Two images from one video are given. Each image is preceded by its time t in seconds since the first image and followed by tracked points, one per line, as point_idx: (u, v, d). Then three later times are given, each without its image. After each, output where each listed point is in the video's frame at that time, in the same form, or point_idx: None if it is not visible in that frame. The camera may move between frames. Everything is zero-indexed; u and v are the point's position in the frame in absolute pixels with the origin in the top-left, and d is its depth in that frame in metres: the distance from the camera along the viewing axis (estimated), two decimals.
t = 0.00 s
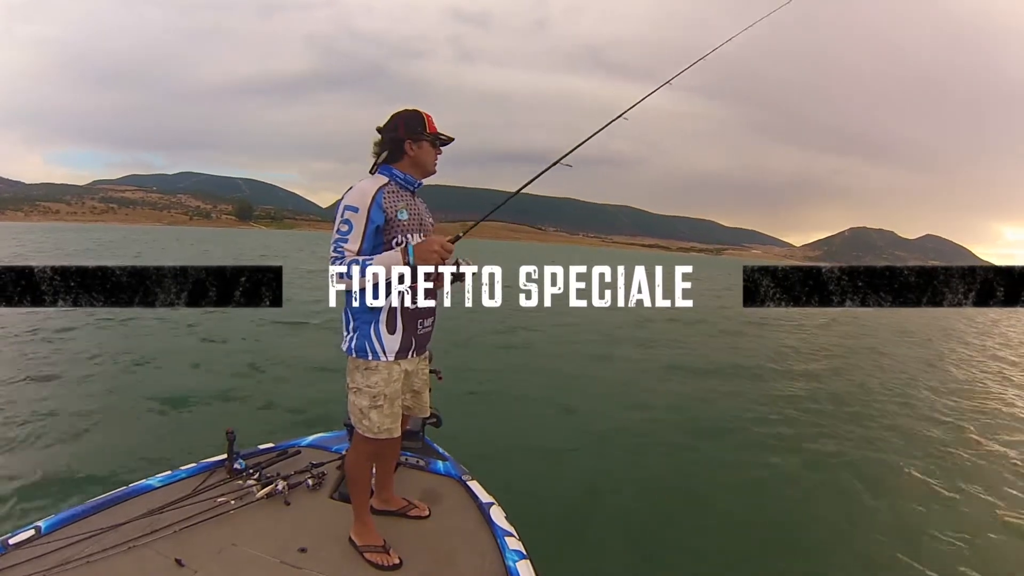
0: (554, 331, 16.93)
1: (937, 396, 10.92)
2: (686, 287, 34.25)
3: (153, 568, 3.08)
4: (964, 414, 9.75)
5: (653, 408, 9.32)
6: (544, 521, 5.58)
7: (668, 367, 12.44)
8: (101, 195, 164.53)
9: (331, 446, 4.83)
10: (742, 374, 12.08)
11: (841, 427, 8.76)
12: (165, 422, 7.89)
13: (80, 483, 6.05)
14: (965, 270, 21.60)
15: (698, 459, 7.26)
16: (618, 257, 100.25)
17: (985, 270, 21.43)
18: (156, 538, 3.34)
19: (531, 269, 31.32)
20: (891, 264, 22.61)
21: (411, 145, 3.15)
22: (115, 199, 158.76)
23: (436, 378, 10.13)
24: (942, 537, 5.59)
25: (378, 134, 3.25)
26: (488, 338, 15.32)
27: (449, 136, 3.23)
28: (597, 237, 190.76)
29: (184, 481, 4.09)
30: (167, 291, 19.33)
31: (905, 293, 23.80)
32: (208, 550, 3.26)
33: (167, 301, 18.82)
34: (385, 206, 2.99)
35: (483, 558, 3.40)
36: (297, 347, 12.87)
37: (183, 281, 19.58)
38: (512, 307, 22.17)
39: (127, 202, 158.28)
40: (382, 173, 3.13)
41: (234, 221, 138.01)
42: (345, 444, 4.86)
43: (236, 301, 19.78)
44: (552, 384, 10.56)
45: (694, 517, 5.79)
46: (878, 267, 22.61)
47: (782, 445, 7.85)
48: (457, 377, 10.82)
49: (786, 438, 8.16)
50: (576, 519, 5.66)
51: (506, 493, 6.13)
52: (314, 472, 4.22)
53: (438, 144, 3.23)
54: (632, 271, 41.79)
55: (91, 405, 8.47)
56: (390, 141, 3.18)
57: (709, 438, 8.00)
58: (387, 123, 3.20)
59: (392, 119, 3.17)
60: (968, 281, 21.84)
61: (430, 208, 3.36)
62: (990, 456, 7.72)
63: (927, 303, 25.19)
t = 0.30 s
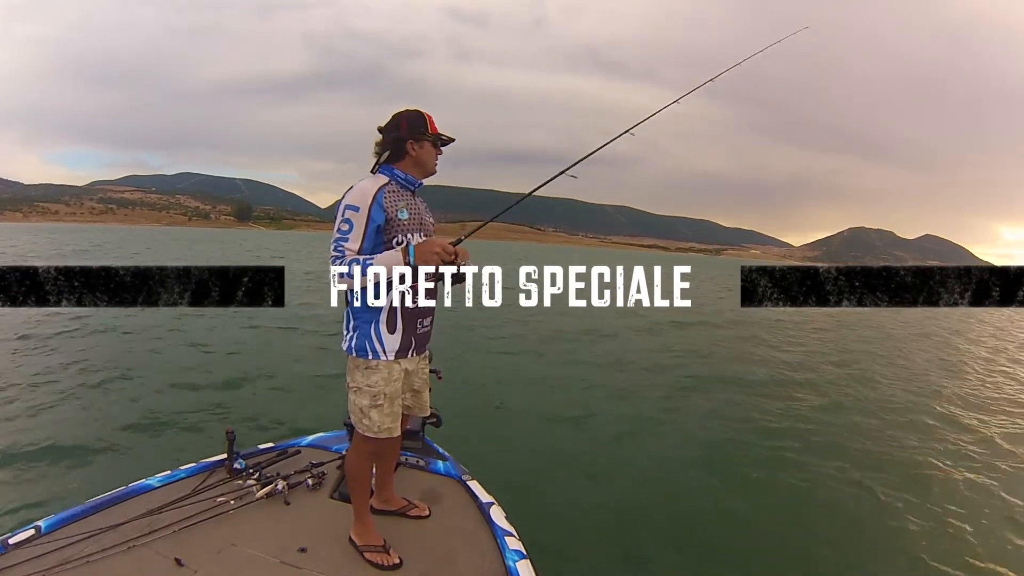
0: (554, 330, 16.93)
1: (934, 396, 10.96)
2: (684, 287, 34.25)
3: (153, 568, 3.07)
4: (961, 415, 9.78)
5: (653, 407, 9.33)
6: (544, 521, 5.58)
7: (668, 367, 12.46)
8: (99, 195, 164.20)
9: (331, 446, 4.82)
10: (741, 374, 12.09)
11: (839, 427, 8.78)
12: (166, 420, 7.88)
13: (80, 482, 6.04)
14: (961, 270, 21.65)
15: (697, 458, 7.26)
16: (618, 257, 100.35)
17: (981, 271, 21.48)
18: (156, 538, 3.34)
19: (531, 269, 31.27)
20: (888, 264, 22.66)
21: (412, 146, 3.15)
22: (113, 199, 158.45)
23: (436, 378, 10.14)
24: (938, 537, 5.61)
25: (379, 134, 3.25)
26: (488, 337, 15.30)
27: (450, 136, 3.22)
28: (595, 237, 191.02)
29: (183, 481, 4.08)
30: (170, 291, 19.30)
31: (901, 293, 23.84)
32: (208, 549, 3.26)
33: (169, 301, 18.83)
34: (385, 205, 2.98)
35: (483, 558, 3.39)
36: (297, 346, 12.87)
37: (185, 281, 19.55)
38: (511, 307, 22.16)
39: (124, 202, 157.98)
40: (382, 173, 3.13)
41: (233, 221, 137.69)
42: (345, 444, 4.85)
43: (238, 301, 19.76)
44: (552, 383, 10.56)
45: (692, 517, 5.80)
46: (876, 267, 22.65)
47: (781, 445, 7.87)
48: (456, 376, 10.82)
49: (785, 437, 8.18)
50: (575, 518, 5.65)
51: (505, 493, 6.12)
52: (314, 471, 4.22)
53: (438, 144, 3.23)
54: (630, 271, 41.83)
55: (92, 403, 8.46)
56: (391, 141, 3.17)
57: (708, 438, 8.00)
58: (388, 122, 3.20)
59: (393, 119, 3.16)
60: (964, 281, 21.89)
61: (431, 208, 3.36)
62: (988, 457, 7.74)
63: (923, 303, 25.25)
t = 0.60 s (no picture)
0: (553, 330, 16.95)
1: (932, 400, 10.99)
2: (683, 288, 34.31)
3: (153, 568, 3.08)
4: (958, 419, 9.82)
5: (653, 408, 9.32)
6: (544, 520, 5.59)
7: (666, 367, 12.47)
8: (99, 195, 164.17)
9: (331, 446, 4.83)
10: (740, 374, 12.10)
11: (838, 429, 8.80)
12: (167, 420, 7.90)
13: (81, 482, 6.06)
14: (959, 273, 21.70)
15: (697, 459, 7.27)
16: (617, 258, 100.38)
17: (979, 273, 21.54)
18: (155, 538, 3.34)
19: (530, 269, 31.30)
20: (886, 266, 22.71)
21: (409, 145, 3.14)
22: (112, 199, 158.38)
23: (436, 378, 10.15)
24: (936, 540, 5.64)
25: (376, 134, 3.25)
26: (488, 337, 15.31)
27: (447, 135, 3.22)
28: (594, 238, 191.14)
29: (183, 481, 4.08)
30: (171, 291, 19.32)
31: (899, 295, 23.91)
32: (207, 549, 3.26)
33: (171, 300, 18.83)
34: (384, 204, 2.99)
35: (483, 558, 3.39)
36: (296, 347, 12.87)
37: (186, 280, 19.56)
38: (510, 306, 22.20)
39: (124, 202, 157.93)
40: (381, 173, 3.13)
41: (233, 221, 137.42)
42: (345, 444, 4.86)
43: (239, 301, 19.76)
44: (551, 384, 10.56)
45: (691, 517, 5.81)
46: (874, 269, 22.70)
47: (780, 446, 7.88)
48: (456, 377, 10.83)
49: (784, 439, 8.18)
50: (575, 518, 5.65)
51: (505, 493, 6.13)
52: (314, 471, 4.22)
53: (435, 142, 3.22)
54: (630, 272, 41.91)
55: (93, 403, 8.47)
56: (388, 140, 3.17)
57: (708, 438, 8.01)
58: (386, 122, 3.20)
59: (390, 119, 3.16)
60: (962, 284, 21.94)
61: (431, 208, 3.36)
62: (985, 462, 7.77)
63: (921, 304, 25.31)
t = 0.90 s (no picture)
0: (553, 330, 16.96)
1: (931, 402, 11.01)
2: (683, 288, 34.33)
3: (153, 568, 3.08)
4: (958, 421, 9.83)
5: (652, 408, 9.33)
6: (543, 520, 5.60)
7: (665, 367, 12.47)
8: (98, 194, 163.97)
9: (331, 446, 4.83)
10: (739, 374, 12.11)
11: (839, 430, 8.80)
12: (167, 420, 7.89)
13: (80, 482, 6.06)
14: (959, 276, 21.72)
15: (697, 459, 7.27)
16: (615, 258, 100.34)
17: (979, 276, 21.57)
18: (155, 539, 3.34)
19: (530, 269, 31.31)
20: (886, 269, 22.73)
21: (409, 144, 3.14)
22: (111, 198, 158.21)
23: (435, 378, 10.14)
24: (935, 541, 5.65)
25: (376, 134, 3.25)
26: (488, 337, 15.31)
27: (446, 133, 3.22)
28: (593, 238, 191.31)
29: (183, 481, 4.08)
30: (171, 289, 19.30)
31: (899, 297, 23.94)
32: (207, 549, 3.26)
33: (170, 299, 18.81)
34: (385, 204, 2.99)
35: (483, 558, 3.39)
36: (296, 346, 12.86)
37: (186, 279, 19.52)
38: (511, 306, 22.20)
39: (123, 201, 157.79)
40: (382, 172, 3.14)
41: (231, 220, 137.22)
42: (345, 444, 4.86)
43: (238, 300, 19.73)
44: (551, 384, 10.56)
45: (690, 517, 5.81)
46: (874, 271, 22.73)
47: (780, 447, 7.88)
48: (456, 376, 10.82)
49: (785, 439, 8.19)
50: (575, 518, 5.65)
51: (505, 492, 6.13)
52: (314, 471, 4.22)
53: (435, 141, 3.22)
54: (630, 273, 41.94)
55: (93, 403, 8.47)
56: (388, 140, 3.18)
57: (708, 439, 8.02)
58: (386, 122, 3.20)
59: (390, 119, 3.17)
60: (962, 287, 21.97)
61: (432, 208, 3.36)
62: (982, 462, 7.80)
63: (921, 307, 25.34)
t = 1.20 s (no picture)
0: (553, 330, 16.96)
1: (930, 402, 11.02)
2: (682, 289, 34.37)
3: (153, 568, 3.07)
4: (957, 422, 9.84)
5: (652, 408, 9.33)
6: (543, 519, 5.60)
7: (664, 367, 12.48)
8: (98, 194, 163.93)
9: (331, 446, 4.82)
10: (738, 374, 12.13)
11: (838, 430, 8.80)
12: (166, 420, 7.89)
13: (80, 481, 6.05)
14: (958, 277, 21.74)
15: (697, 459, 7.26)
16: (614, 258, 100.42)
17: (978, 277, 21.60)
18: (155, 538, 3.33)
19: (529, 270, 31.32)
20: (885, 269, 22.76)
21: (408, 143, 3.14)
22: (111, 198, 158.16)
23: (435, 378, 10.14)
24: (933, 540, 5.66)
25: (375, 135, 3.25)
26: (488, 337, 15.29)
27: (444, 132, 3.21)
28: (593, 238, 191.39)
29: (183, 481, 4.08)
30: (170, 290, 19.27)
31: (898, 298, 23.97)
32: (207, 549, 3.26)
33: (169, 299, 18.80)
34: (384, 204, 2.98)
35: (483, 558, 3.39)
36: (296, 346, 12.85)
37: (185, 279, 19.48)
38: (511, 306, 22.21)
39: (123, 201, 157.70)
40: (381, 173, 3.13)
41: (230, 220, 137.08)
42: (345, 444, 4.85)
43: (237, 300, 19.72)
44: (551, 383, 10.55)
45: (692, 517, 5.81)
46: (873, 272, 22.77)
47: (780, 446, 7.89)
48: (456, 376, 10.82)
49: (784, 440, 8.18)
50: (575, 518, 5.65)
51: (506, 492, 6.13)
52: (314, 471, 4.21)
53: (433, 140, 3.21)
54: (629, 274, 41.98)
55: (91, 403, 8.45)
56: (386, 140, 3.18)
57: (709, 439, 8.00)
58: (384, 123, 3.20)
59: (388, 119, 3.16)
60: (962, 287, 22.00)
61: (431, 207, 3.35)
62: (980, 462, 7.83)
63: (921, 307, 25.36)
